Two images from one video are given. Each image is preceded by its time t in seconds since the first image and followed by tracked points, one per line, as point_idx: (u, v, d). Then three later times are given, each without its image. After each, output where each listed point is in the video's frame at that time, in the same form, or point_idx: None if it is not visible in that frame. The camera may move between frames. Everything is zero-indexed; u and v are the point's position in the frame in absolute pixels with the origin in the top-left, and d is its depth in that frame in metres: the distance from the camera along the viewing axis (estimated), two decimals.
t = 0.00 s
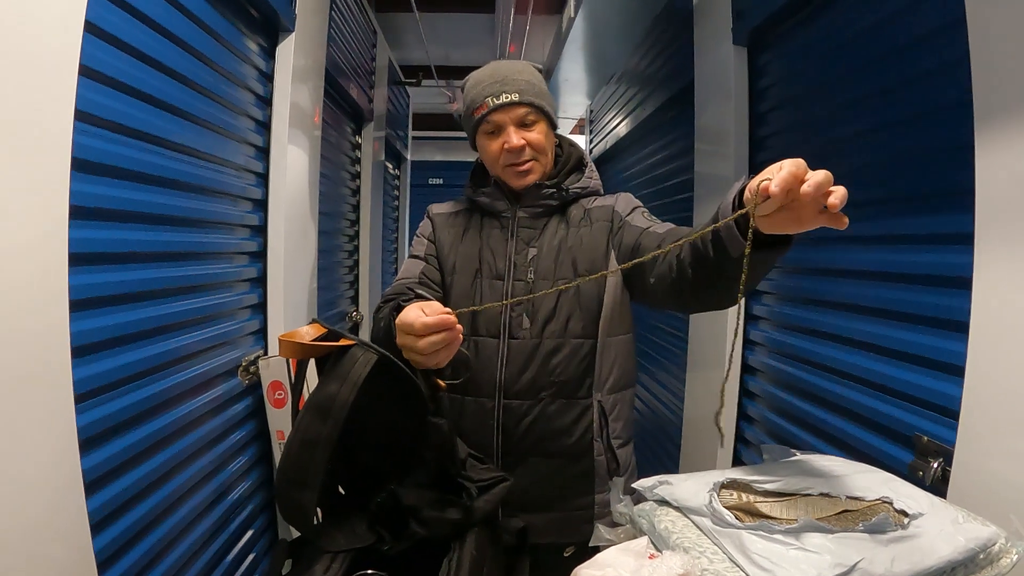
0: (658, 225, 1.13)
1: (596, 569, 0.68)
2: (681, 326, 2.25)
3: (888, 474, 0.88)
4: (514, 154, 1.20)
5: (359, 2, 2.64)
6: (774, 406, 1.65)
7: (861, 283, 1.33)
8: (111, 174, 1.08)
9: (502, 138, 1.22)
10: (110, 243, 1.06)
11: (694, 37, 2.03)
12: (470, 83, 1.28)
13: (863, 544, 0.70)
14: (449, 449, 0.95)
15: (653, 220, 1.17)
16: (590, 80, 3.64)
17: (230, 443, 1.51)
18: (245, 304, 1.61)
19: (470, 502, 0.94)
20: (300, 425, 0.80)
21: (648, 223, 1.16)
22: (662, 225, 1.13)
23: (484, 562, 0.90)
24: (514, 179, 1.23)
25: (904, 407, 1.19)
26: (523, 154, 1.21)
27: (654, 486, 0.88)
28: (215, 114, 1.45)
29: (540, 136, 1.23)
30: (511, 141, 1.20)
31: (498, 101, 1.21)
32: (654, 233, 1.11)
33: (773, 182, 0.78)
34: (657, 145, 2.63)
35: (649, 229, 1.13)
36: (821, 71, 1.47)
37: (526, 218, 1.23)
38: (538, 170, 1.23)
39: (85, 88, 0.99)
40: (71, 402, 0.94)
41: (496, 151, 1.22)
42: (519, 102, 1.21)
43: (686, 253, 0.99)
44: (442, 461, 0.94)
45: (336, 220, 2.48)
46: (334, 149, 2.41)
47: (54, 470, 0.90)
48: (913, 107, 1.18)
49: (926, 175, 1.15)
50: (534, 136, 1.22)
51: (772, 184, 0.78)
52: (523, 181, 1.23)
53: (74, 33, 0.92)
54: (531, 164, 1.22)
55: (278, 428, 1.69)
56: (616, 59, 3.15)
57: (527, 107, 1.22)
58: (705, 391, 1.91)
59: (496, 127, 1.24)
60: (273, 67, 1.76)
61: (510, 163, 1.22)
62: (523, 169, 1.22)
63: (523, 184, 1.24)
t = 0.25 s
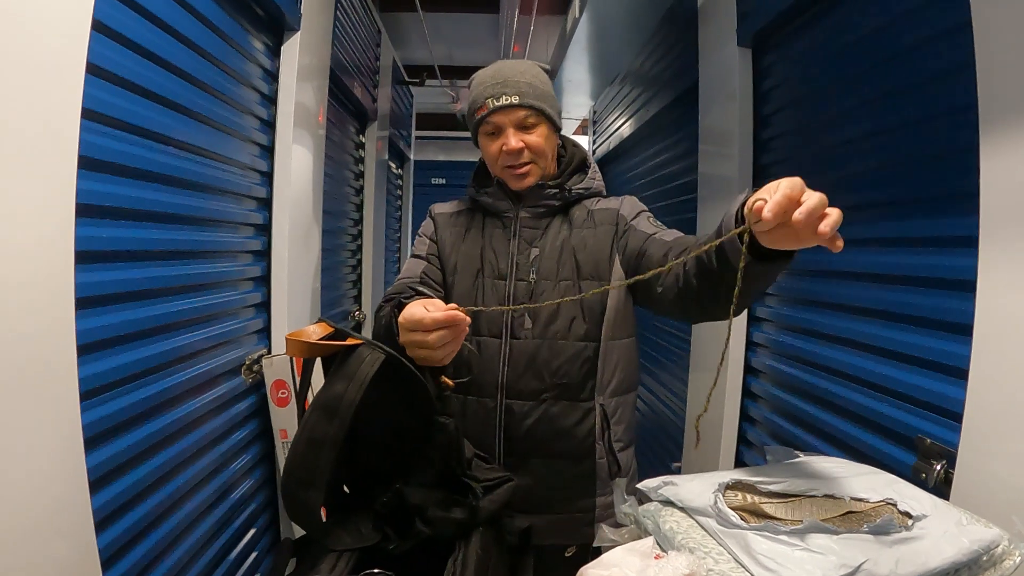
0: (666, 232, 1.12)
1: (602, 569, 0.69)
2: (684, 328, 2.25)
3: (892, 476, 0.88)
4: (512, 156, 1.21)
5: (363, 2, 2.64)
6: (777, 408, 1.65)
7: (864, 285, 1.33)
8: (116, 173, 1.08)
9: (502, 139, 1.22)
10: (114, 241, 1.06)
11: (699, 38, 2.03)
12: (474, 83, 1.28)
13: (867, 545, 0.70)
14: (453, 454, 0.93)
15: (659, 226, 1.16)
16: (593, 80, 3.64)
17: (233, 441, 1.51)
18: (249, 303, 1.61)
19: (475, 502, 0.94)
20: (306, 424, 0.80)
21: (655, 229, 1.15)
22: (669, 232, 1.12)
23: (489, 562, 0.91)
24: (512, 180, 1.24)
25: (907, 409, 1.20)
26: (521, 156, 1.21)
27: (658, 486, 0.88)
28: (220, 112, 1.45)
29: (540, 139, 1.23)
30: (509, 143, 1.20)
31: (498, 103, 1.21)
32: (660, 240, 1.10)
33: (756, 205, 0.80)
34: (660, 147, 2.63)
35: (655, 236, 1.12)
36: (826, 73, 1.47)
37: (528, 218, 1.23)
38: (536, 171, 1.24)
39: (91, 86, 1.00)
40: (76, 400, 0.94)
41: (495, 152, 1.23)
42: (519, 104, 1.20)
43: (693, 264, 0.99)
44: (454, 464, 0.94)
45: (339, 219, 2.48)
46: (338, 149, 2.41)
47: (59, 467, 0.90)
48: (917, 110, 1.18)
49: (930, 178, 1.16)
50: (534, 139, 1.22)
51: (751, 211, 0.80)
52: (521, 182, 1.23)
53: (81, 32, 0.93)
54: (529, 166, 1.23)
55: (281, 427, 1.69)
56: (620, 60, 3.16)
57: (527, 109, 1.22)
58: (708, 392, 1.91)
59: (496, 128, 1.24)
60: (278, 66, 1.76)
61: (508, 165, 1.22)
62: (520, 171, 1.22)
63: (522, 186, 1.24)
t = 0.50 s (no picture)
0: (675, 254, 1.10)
1: (606, 570, 0.69)
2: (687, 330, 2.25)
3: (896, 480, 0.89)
4: (514, 168, 1.20)
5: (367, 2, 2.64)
6: (778, 410, 1.66)
7: (868, 289, 1.33)
8: (121, 171, 1.08)
9: (506, 150, 1.21)
10: (119, 241, 1.06)
11: (703, 41, 2.03)
12: (481, 85, 1.26)
13: (870, 548, 0.70)
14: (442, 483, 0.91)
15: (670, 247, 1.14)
16: (597, 81, 3.64)
17: (235, 441, 1.51)
18: (252, 302, 1.62)
19: (479, 503, 0.94)
20: (311, 424, 0.80)
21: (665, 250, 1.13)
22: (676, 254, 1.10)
23: (492, 563, 0.91)
24: (516, 189, 1.24)
25: (910, 413, 1.20)
26: (525, 167, 1.20)
27: (662, 488, 0.89)
28: (224, 111, 1.45)
29: (544, 151, 1.21)
30: (513, 156, 1.18)
31: (504, 113, 1.18)
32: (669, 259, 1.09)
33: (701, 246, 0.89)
34: (664, 148, 2.64)
35: (663, 257, 1.10)
36: (830, 77, 1.47)
37: (533, 222, 1.23)
38: (539, 182, 1.23)
39: (95, 84, 1.00)
40: (79, 398, 0.94)
41: (499, 162, 1.22)
42: (524, 116, 1.17)
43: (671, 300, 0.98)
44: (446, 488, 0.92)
45: (342, 219, 2.48)
46: (341, 148, 2.41)
47: (63, 466, 0.91)
48: (920, 115, 1.18)
49: (933, 182, 1.16)
50: (538, 151, 1.20)
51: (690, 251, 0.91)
52: (525, 191, 1.24)
53: (86, 31, 0.93)
54: (531, 178, 1.22)
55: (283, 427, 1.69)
56: (624, 61, 3.16)
57: (533, 121, 1.19)
58: (710, 393, 1.91)
59: (500, 136, 1.22)
60: (282, 65, 1.76)
61: (512, 174, 1.21)
62: (524, 180, 1.22)
63: (524, 195, 1.25)
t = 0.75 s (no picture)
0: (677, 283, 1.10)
1: (607, 567, 0.68)
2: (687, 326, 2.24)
3: (897, 476, 0.88)
4: (522, 167, 1.16)
5: None
6: (780, 407, 1.65)
7: (871, 285, 1.32)
8: (120, 167, 1.08)
9: (514, 147, 1.16)
10: (118, 237, 1.06)
11: (703, 37, 2.02)
12: (493, 75, 1.20)
13: (872, 545, 0.70)
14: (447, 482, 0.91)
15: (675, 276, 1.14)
16: (597, 77, 3.64)
17: (236, 437, 1.51)
18: (252, 299, 1.61)
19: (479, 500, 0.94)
20: (310, 421, 0.80)
21: (667, 276, 1.12)
22: (673, 282, 1.10)
23: (492, 560, 0.90)
24: (523, 186, 1.21)
25: (911, 409, 1.19)
26: (533, 166, 1.17)
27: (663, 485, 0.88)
28: (224, 107, 1.45)
29: (554, 152, 1.16)
30: (521, 156, 1.14)
31: (514, 112, 1.13)
32: (666, 288, 1.09)
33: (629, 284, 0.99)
34: (664, 145, 2.63)
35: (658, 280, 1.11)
36: (830, 73, 1.47)
37: (537, 222, 1.20)
38: (546, 180, 1.21)
39: (94, 81, 0.99)
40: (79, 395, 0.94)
41: (506, 160, 1.18)
42: (535, 117, 1.12)
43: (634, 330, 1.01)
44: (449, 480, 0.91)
45: (342, 216, 2.47)
46: (341, 145, 2.40)
47: (63, 463, 0.91)
48: (921, 111, 1.18)
49: (935, 177, 1.15)
50: (549, 152, 1.16)
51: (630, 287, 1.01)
52: (533, 189, 1.22)
53: (85, 29, 0.93)
54: (538, 176, 1.20)
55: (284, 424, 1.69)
56: (624, 57, 3.15)
57: (544, 121, 1.13)
58: (711, 390, 1.91)
59: (511, 133, 1.17)
60: (282, 62, 1.76)
61: (520, 172, 1.19)
62: (532, 177, 1.20)
63: (531, 191, 1.23)
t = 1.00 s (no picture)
0: (657, 300, 1.08)
1: (605, 563, 0.68)
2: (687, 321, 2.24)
3: (898, 470, 0.88)
4: (521, 167, 1.14)
5: None
6: (780, 402, 1.65)
7: (872, 279, 1.31)
8: (117, 165, 1.07)
9: (514, 146, 1.14)
10: (115, 234, 1.05)
11: (701, 31, 2.01)
12: (496, 69, 1.17)
13: (872, 540, 0.70)
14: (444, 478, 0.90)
15: (660, 287, 1.10)
16: (596, 72, 3.62)
17: (235, 434, 1.51)
18: (250, 295, 1.61)
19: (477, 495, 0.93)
20: (306, 417, 0.80)
21: (649, 288, 1.09)
22: (651, 298, 1.07)
23: (490, 556, 0.90)
24: (522, 185, 1.19)
25: (910, 402, 1.19)
26: (532, 167, 1.14)
27: (661, 480, 0.87)
28: (220, 104, 1.44)
29: (554, 153, 1.13)
30: (520, 157, 1.12)
31: (512, 110, 1.09)
32: (641, 306, 1.07)
33: (547, 333, 0.96)
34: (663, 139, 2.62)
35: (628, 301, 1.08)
36: (830, 66, 1.46)
37: (535, 222, 1.19)
38: (547, 179, 1.18)
39: (90, 78, 0.99)
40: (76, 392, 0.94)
41: (506, 158, 1.16)
42: (534, 116, 1.08)
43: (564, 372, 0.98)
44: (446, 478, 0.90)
45: (342, 212, 2.47)
46: (340, 142, 2.40)
47: (61, 461, 0.90)
48: (921, 103, 1.17)
49: (935, 170, 1.14)
50: (549, 151, 1.12)
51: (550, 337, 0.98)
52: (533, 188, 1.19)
53: (79, 22, 0.92)
54: (538, 175, 1.17)
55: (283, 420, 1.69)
56: (622, 51, 3.14)
57: (544, 120, 1.09)
58: (711, 385, 1.91)
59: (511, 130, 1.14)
60: (278, 58, 1.75)
61: (519, 171, 1.16)
62: (531, 177, 1.17)
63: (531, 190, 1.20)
